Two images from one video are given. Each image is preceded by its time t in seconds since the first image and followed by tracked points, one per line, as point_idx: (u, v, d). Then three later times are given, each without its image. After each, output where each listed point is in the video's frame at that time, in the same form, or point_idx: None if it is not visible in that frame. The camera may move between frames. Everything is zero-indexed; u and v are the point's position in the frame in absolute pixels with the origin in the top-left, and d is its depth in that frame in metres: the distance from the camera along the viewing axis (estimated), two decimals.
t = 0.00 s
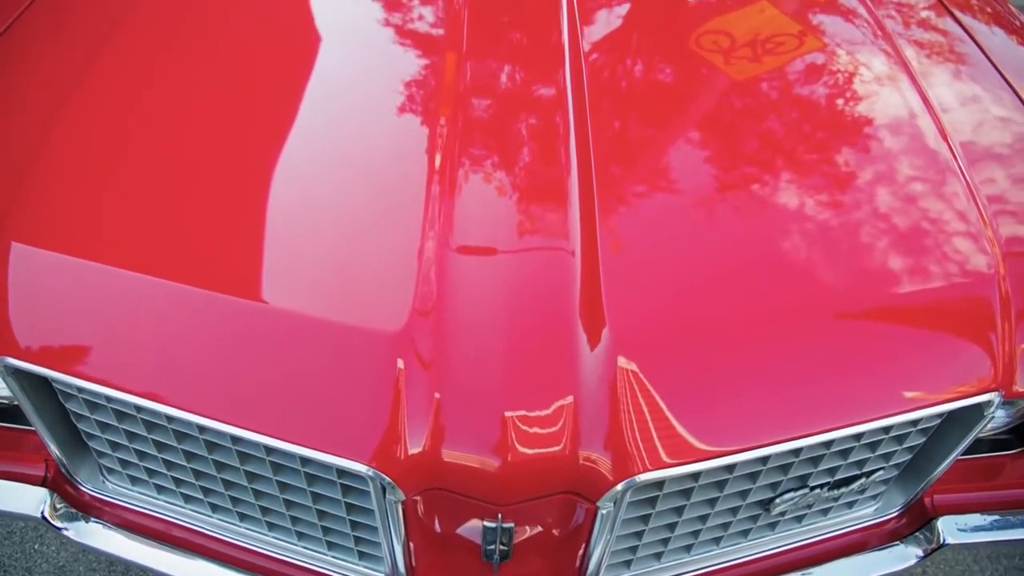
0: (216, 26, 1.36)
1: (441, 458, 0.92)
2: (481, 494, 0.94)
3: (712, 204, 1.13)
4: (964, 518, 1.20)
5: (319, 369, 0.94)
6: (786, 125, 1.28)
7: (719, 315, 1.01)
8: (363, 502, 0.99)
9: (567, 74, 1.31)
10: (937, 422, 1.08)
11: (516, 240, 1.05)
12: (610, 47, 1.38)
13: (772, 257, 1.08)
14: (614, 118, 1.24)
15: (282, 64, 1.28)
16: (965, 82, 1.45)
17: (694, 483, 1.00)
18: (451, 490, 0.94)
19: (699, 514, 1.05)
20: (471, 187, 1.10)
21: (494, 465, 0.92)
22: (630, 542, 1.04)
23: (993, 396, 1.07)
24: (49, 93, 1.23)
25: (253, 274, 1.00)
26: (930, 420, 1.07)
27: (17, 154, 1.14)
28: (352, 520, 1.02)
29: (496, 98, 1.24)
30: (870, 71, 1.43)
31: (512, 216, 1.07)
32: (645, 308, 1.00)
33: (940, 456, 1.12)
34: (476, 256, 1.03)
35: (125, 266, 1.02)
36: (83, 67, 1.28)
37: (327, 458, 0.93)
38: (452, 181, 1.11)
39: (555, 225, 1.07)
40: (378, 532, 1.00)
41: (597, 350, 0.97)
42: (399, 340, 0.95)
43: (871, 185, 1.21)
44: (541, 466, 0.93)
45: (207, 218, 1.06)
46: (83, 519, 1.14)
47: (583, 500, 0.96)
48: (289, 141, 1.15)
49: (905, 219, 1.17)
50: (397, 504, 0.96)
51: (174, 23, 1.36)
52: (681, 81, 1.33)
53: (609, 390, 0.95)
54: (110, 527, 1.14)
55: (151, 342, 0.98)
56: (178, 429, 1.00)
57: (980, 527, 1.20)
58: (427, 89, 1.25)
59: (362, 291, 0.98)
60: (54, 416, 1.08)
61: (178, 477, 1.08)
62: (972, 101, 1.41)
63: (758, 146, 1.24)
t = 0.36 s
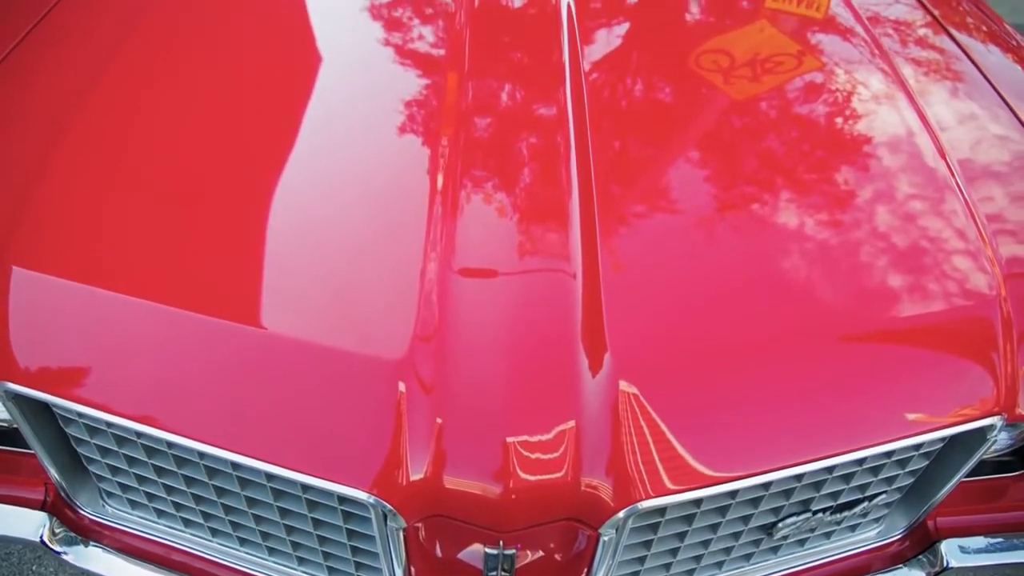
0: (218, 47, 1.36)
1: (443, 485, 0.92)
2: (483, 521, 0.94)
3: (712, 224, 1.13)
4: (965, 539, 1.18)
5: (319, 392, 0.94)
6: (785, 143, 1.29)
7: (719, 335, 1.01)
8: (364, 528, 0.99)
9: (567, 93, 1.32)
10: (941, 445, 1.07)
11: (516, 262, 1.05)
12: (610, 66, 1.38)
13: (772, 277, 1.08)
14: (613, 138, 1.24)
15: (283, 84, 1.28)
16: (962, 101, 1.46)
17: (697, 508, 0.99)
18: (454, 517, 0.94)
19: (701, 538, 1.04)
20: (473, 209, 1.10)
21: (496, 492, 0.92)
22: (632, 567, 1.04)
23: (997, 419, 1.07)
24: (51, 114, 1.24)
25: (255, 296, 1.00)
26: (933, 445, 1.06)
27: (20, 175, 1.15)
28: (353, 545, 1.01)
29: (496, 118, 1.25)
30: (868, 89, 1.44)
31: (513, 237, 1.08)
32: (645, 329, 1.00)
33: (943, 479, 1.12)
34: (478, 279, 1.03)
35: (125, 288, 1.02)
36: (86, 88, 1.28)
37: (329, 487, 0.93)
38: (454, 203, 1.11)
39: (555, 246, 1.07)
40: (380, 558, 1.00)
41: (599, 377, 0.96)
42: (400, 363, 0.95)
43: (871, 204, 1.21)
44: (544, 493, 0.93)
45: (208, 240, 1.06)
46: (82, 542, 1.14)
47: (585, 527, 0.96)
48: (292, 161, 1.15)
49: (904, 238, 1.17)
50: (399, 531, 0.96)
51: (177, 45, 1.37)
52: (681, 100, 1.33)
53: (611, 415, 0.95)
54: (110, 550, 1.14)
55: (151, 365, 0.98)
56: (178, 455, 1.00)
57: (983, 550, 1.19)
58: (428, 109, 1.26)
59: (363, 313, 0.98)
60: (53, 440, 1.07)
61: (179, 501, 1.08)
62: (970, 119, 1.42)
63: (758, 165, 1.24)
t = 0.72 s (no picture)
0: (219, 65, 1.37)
1: (445, 509, 0.92)
2: (485, 544, 0.94)
3: (712, 242, 1.13)
4: (969, 560, 1.18)
5: (320, 411, 0.94)
6: (785, 160, 1.29)
7: (719, 353, 1.01)
8: (366, 552, 0.98)
9: (566, 110, 1.32)
10: (943, 466, 1.07)
11: (517, 280, 1.05)
12: (610, 84, 1.39)
13: (772, 295, 1.08)
14: (613, 155, 1.25)
15: (284, 103, 1.29)
16: (960, 117, 1.47)
17: (699, 531, 0.99)
18: (455, 540, 0.94)
19: (704, 560, 1.04)
20: (474, 229, 1.11)
21: (498, 515, 0.91)
22: None
23: (1000, 440, 1.06)
24: (53, 133, 1.24)
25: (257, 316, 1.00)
26: (936, 466, 1.06)
27: (21, 194, 1.15)
28: (354, 568, 1.01)
29: (496, 135, 1.25)
30: (866, 106, 1.44)
31: (513, 255, 1.08)
32: (645, 347, 1.00)
33: (946, 499, 1.12)
34: (480, 299, 1.03)
35: (125, 307, 1.01)
36: (88, 107, 1.29)
37: (330, 509, 0.93)
38: (455, 221, 1.11)
39: (556, 265, 1.07)
40: None
41: (601, 401, 0.96)
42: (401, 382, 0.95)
43: (871, 221, 1.21)
44: (545, 516, 0.93)
45: (209, 259, 1.06)
46: (80, 564, 1.14)
47: (588, 550, 0.96)
48: (293, 180, 1.16)
49: (903, 255, 1.17)
50: (401, 554, 0.95)
51: (178, 63, 1.38)
52: (680, 117, 1.33)
53: (613, 437, 0.95)
54: (110, 571, 1.14)
55: (151, 385, 0.98)
56: (179, 477, 1.00)
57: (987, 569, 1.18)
58: (428, 126, 1.26)
59: (365, 333, 0.98)
60: (53, 461, 1.07)
61: (179, 523, 1.07)
62: (968, 135, 1.42)
63: (757, 182, 1.24)
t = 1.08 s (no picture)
0: (221, 85, 1.38)
1: (446, 534, 0.91)
2: (487, 570, 0.93)
3: (712, 262, 1.13)
4: None
5: (320, 432, 0.94)
6: (785, 178, 1.29)
7: (719, 372, 1.01)
8: None
9: (566, 129, 1.33)
10: (947, 490, 1.07)
11: (518, 300, 1.05)
12: (610, 103, 1.39)
13: (772, 314, 1.08)
14: (613, 174, 1.25)
15: (285, 122, 1.29)
16: (959, 134, 1.47)
17: (702, 556, 0.99)
18: (457, 566, 0.94)
19: None
20: (475, 250, 1.11)
21: (499, 540, 0.91)
22: None
23: (1004, 464, 1.06)
24: (55, 153, 1.24)
25: (259, 336, 1.00)
26: (939, 490, 1.06)
27: (23, 214, 1.15)
28: None
29: (496, 154, 1.26)
30: (864, 123, 1.45)
31: (514, 275, 1.08)
32: (646, 367, 1.00)
33: (950, 523, 1.11)
34: (482, 319, 1.03)
35: (126, 328, 1.01)
36: (90, 127, 1.29)
37: (330, 535, 0.92)
38: (456, 241, 1.12)
39: (556, 285, 1.07)
40: None
41: (603, 427, 0.96)
42: (402, 402, 0.95)
43: (871, 239, 1.22)
44: (548, 541, 0.92)
45: (210, 279, 1.06)
46: None
47: None
48: (296, 200, 1.16)
49: (903, 273, 1.17)
50: None
51: (181, 83, 1.39)
52: (680, 135, 1.34)
53: (615, 460, 0.94)
54: None
55: (151, 405, 0.98)
56: (179, 502, 0.99)
57: None
58: (428, 144, 1.27)
59: (367, 354, 0.98)
60: (53, 483, 1.07)
61: (179, 546, 1.07)
62: (967, 152, 1.43)
63: (757, 200, 1.24)
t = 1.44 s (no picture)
0: (223, 105, 1.39)
1: (448, 558, 0.91)
2: None
3: (712, 282, 1.13)
4: None
5: (320, 452, 0.94)
6: (784, 196, 1.30)
7: (719, 389, 1.01)
8: None
9: (567, 147, 1.33)
10: (949, 513, 1.08)
11: (519, 320, 1.05)
12: (609, 121, 1.40)
13: (772, 333, 1.08)
14: (612, 193, 1.25)
15: (286, 142, 1.30)
16: (957, 151, 1.48)
17: None
18: None
19: None
20: (477, 271, 1.11)
21: (501, 565, 0.91)
22: None
23: (1007, 487, 1.07)
24: (57, 174, 1.25)
25: (261, 356, 1.00)
26: (942, 513, 1.06)
27: (24, 236, 1.16)
28: None
29: (497, 172, 1.26)
30: (863, 141, 1.45)
31: (515, 295, 1.08)
32: (646, 386, 1.00)
33: (952, 546, 1.11)
34: (484, 341, 1.02)
35: (127, 348, 1.02)
36: (93, 147, 1.30)
37: (333, 561, 0.93)
38: (459, 261, 1.12)
39: (556, 304, 1.07)
40: None
41: (605, 450, 0.95)
42: (404, 423, 0.95)
43: (870, 256, 1.22)
44: (549, 566, 0.92)
45: (210, 298, 1.06)
46: None
47: None
48: (298, 220, 1.16)
49: (902, 291, 1.17)
50: None
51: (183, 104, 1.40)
52: (679, 153, 1.34)
53: (618, 483, 0.94)
54: None
55: (151, 429, 0.98)
56: (179, 525, 0.99)
57: None
58: (427, 163, 1.27)
59: (368, 378, 0.98)
60: (51, 505, 1.07)
61: (178, 569, 1.06)
62: (965, 169, 1.43)
63: (757, 219, 1.25)
